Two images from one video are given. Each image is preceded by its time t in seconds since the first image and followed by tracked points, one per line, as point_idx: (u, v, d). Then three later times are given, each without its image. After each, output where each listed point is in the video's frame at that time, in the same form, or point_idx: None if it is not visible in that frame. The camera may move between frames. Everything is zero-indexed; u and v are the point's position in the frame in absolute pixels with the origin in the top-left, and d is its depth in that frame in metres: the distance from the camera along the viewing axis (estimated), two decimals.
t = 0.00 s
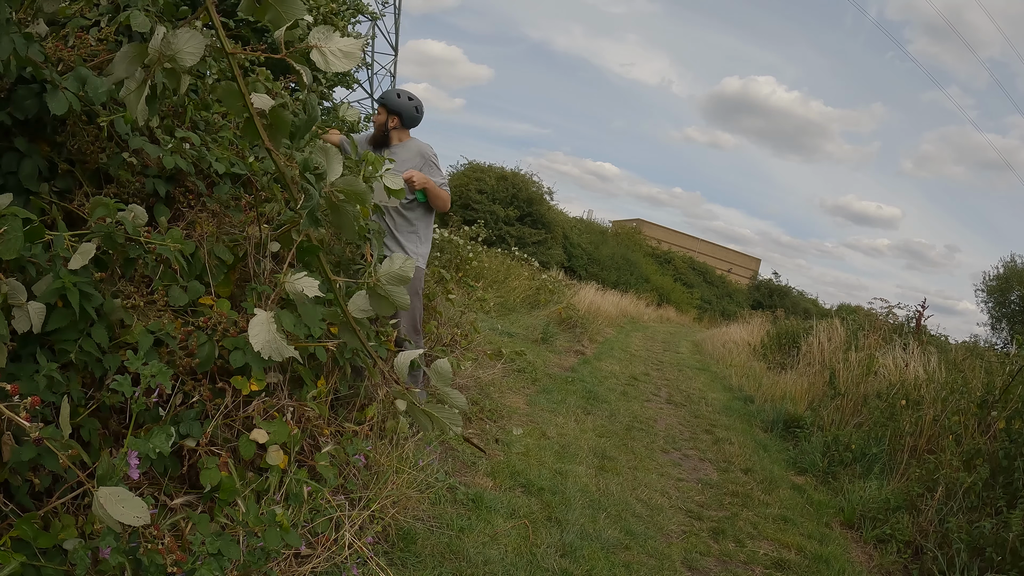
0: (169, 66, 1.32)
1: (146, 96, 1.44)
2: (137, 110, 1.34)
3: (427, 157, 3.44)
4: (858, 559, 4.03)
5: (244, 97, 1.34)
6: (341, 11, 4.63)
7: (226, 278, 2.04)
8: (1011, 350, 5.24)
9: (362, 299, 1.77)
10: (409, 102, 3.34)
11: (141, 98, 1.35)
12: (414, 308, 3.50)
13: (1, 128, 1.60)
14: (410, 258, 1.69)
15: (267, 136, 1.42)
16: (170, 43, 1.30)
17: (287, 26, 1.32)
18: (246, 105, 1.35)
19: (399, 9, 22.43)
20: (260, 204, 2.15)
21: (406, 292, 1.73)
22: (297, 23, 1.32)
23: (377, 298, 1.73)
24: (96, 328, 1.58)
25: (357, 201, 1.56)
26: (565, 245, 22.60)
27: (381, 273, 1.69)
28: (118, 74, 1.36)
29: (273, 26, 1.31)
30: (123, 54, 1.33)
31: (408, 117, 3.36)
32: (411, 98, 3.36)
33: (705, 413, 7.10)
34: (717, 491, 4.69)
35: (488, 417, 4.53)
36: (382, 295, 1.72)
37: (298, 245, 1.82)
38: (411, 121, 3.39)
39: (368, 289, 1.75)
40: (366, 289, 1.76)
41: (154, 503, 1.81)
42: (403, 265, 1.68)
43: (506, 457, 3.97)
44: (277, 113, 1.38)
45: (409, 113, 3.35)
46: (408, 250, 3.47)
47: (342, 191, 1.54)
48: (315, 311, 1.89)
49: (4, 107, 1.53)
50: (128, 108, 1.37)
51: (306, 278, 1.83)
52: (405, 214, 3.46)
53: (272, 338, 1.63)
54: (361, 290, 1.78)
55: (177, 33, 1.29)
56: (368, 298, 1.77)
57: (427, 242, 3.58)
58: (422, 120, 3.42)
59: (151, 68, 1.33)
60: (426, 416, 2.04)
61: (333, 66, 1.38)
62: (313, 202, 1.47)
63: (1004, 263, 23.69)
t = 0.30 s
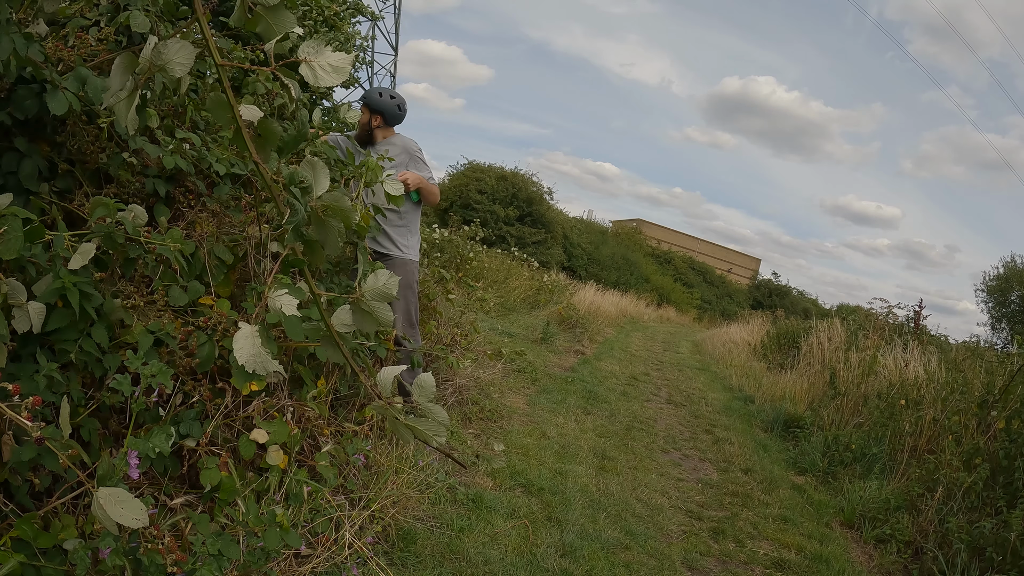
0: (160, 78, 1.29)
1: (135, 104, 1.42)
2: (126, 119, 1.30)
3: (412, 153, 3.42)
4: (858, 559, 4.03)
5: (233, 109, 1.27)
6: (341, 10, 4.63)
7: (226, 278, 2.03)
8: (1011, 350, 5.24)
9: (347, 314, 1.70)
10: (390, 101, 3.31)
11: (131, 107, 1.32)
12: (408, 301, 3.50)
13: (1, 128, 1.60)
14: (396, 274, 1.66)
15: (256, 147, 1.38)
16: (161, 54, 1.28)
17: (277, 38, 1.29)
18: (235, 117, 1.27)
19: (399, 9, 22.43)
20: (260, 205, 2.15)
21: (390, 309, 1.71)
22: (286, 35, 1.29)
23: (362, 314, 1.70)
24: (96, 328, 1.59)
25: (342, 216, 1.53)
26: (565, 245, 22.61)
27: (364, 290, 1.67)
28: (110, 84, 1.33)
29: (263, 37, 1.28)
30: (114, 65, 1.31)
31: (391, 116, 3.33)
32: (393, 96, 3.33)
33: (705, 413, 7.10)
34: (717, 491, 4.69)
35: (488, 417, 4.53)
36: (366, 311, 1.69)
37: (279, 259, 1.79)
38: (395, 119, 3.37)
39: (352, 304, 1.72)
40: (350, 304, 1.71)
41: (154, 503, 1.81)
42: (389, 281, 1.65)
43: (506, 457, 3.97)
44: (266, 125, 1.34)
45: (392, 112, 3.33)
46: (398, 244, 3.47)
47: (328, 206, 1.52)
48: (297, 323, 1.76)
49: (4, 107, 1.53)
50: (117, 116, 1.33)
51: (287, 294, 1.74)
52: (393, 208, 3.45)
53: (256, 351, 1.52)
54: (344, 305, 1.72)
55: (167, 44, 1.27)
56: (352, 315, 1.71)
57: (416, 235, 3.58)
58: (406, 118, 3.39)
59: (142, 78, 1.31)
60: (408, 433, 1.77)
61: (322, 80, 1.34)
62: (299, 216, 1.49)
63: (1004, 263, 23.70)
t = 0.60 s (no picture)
0: (165, 76, 1.30)
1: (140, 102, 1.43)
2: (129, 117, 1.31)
3: (402, 152, 3.41)
4: (858, 559, 4.03)
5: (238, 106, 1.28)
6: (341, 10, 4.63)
7: (226, 278, 2.03)
8: (1011, 350, 5.24)
9: (352, 305, 1.70)
10: (380, 100, 3.31)
11: (134, 105, 1.33)
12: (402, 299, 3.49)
13: (1, 128, 1.59)
14: (399, 266, 1.71)
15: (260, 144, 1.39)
16: (166, 52, 1.29)
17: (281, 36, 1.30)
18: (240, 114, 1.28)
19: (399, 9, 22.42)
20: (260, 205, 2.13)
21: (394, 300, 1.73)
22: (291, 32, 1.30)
23: (366, 304, 1.73)
24: (96, 328, 1.59)
25: (346, 211, 1.59)
26: (565, 245, 22.62)
27: (369, 281, 1.71)
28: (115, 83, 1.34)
29: (267, 34, 1.29)
30: (119, 63, 1.32)
31: (381, 115, 3.33)
32: (382, 95, 3.32)
33: (705, 413, 7.10)
34: (717, 491, 4.69)
35: (488, 417, 4.53)
36: (370, 302, 1.72)
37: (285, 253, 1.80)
38: (385, 119, 3.36)
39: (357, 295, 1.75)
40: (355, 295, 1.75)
41: (154, 503, 1.81)
42: (392, 272, 1.69)
43: (506, 457, 3.97)
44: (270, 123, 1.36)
45: (380, 111, 3.32)
46: (391, 242, 3.47)
47: (331, 200, 1.57)
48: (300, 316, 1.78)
49: (4, 107, 1.53)
50: (121, 114, 1.34)
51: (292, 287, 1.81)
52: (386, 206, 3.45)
53: (261, 342, 1.58)
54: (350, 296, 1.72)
55: (173, 43, 1.28)
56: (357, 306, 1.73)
57: (410, 233, 3.57)
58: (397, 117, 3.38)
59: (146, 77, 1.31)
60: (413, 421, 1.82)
61: (327, 77, 1.33)
62: (306, 211, 1.46)
63: (1005, 263, 23.68)
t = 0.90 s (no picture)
0: (167, 73, 1.28)
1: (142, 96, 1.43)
2: (133, 115, 1.30)
3: (401, 151, 3.41)
4: (858, 559, 4.03)
5: (241, 102, 1.25)
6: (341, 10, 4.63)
7: (226, 278, 2.03)
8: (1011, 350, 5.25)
9: (358, 301, 1.76)
10: (379, 99, 3.31)
11: (138, 101, 1.32)
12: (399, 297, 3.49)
13: (1, 128, 1.60)
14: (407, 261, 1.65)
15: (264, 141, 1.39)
16: (167, 49, 1.26)
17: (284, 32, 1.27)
18: (244, 111, 1.26)
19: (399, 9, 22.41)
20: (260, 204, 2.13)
21: (402, 296, 1.67)
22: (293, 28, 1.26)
23: (373, 301, 1.67)
24: (96, 328, 1.59)
25: (354, 206, 1.52)
26: (565, 245, 22.62)
27: (376, 278, 1.64)
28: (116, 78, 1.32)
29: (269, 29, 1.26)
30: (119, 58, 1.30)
31: (379, 114, 3.32)
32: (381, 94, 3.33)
33: (705, 412, 7.10)
34: (717, 491, 4.69)
35: (488, 417, 4.53)
36: (378, 299, 1.65)
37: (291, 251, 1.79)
38: (384, 118, 3.36)
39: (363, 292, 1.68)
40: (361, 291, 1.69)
41: (154, 503, 1.81)
42: (401, 268, 1.63)
43: (506, 457, 3.97)
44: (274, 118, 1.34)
45: (379, 110, 3.32)
46: (389, 240, 3.47)
47: (338, 196, 1.50)
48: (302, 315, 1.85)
49: (4, 107, 1.53)
50: (125, 110, 1.34)
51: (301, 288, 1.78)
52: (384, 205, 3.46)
53: (269, 343, 1.59)
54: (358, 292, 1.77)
55: (174, 40, 1.25)
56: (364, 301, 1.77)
57: (407, 232, 3.58)
58: (395, 116, 3.37)
59: (147, 74, 1.28)
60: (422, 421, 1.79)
61: (329, 73, 1.32)
62: (309, 208, 1.46)
63: (1004, 263, 23.69)
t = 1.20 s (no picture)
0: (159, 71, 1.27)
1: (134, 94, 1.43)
2: (124, 115, 1.31)
3: (402, 151, 3.41)
4: (858, 559, 4.03)
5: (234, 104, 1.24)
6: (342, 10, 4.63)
7: (226, 278, 2.03)
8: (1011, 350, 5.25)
9: (352, 308, 1.68)
10: (380, 98, 3.32)
11: (129, 100, 1.32)
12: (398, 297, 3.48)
13: (1, 128, 1.60)
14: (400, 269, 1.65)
15: (257, 141, 1.36)
16: (160, 47, 1.24)
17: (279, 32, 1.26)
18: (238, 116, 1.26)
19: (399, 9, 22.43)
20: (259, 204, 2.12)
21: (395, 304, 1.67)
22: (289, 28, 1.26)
23: (366, 309, 1.66)
24: (96, 328, 1.59)
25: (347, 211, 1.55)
26: (565, 245, 22.62)
27: (369, 284, 1.64)
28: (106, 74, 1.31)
29: (265, 30, 1.26)
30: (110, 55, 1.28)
31: (381, 113, 3.33)
32: (383, 93, 3.34)
33: (705, 412, 7.10)
34: (717, 491, 4.69)
35: (488, 417, 4.53)
36: (371, 306, 1.65)
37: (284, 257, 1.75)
38: (385, 117, 3.36)
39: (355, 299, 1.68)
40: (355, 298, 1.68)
41: (154, 503, 1.81)
42: (394, 275, 1.63)
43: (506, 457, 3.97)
44: (268, 119, 1.33)
45: (381, 108, 3.33)
46: (388, 240, 3.47)
47: (332, 200, 1.54)
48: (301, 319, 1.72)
49: (4, 107, 1.53)
50: (115, 109, 1.34)
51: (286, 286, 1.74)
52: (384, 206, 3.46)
53: (256, 347, 1.50)
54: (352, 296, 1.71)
55: (167, 39, 1.23)
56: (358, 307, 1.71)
57: (407, 234, 3.58)
58: (396, 117, 3.38)
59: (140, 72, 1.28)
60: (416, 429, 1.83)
61: (324, 72, 1.32)
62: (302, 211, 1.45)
63: (1004, 263, 23.70)
